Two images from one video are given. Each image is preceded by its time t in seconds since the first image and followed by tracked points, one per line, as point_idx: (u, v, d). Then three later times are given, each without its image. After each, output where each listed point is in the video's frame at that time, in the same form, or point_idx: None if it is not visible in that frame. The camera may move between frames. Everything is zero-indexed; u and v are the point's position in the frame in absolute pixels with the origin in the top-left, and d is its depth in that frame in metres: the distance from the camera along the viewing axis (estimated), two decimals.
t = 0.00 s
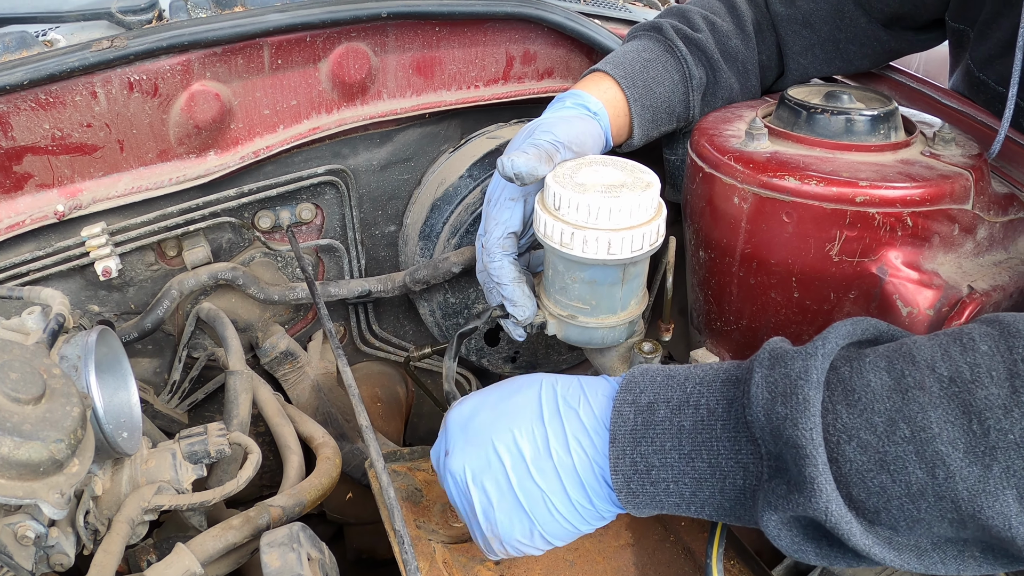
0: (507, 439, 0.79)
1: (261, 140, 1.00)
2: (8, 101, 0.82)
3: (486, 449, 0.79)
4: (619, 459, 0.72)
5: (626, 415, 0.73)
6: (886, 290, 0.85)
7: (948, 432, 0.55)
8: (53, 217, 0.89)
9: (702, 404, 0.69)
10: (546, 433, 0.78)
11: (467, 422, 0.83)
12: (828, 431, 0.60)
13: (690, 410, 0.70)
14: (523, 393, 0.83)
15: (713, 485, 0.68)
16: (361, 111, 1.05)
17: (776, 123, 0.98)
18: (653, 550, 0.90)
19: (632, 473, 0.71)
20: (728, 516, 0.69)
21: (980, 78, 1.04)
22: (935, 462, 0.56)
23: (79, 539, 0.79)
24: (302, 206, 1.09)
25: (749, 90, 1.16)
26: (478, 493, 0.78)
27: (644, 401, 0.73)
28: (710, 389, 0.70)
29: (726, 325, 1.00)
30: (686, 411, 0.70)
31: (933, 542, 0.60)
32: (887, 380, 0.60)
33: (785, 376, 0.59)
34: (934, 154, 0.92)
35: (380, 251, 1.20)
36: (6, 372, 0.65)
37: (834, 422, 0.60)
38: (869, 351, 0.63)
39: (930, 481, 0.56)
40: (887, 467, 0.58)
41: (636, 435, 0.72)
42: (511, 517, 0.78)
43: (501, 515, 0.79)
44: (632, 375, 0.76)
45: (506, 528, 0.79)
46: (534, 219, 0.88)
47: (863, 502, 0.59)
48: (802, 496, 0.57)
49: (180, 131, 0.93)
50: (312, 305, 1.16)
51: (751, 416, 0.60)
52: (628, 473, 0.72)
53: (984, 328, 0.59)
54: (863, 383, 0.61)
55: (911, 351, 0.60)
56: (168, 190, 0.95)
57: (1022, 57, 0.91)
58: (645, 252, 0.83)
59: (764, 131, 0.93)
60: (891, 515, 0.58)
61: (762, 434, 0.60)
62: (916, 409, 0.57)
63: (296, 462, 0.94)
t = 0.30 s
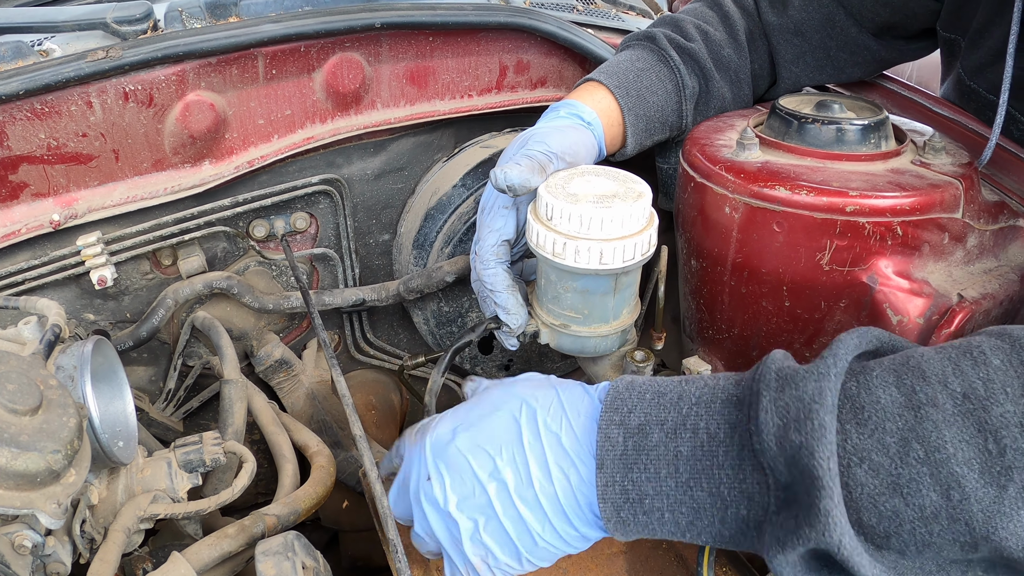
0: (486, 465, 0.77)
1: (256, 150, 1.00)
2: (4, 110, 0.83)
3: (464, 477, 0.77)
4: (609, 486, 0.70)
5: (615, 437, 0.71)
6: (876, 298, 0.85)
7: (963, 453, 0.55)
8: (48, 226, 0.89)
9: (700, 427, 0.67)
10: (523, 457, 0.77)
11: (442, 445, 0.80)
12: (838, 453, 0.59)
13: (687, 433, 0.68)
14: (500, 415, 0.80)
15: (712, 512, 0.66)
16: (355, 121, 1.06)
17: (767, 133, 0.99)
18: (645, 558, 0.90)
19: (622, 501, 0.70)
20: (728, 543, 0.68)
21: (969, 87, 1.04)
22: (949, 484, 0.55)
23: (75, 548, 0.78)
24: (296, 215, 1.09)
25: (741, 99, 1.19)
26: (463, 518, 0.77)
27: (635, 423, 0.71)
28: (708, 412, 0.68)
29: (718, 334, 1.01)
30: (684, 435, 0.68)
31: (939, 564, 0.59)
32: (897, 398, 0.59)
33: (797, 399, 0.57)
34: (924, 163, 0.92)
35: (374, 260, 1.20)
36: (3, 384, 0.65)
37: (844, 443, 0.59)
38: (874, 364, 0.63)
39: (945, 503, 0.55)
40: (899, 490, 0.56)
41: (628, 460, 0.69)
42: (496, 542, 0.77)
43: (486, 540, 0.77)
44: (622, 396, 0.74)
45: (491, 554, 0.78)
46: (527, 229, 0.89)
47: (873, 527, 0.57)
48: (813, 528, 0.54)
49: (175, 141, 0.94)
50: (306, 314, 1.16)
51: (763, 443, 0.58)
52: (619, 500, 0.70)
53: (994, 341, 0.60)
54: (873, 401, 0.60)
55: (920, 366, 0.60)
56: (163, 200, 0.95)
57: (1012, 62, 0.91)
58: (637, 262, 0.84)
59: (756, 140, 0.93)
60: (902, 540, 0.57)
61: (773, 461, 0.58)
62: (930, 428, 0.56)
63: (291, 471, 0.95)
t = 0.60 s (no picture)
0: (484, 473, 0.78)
1: (255, 156, 1.01)
2: (5, 117, 0.83)
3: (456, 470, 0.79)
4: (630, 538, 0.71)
5: (609, 496, 0.71)
6: (868, 306, 0.86)
7: (980, 511, 0.56)
8: (49, 232, 0.89)
9: (710, 493, 0.67)
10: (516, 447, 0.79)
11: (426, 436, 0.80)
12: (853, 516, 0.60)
13: (691, 499, 0.67)
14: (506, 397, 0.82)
15: (716, 560, 0.70)
16: (354, 127, 1.07)
17: (762, 140, 0.99)
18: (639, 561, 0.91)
19: (622, 545, 0.73)
20: None
21: (960, 95, 1.05)
22: (966, 542, 0.56)
23: (76, 551, 0.77)
24: (294, 221, 1.10)
25: (738, 107, 1.20)
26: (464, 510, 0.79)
27: (631, 483, 0.70)
28: (720, 476, 0.67)
29: (713, 340, 1.02)
30: (688, 500, 0.68)
31: None
32: (914, 450, 0.60)
33: (825, 492, 0.57)
34: (917, 171, 0.93)
35: (372, 265, 1.22)
36: (6, 390, 0.65)
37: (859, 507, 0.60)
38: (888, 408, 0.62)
39: (961, 559, 0.56)
40: (915, 550, 0.58)
41: (625, 519, 0.70)
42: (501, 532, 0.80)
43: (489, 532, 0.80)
44: (624, 447, 0.72)
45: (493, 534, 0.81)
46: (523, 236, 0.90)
47: None
48: None
49: (175, 147, 0.94)
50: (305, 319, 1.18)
51: (785, 534, 0.59)
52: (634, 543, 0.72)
53: (1012, 376, 0.61)
54: (890, 456, 0.60)
55: (939, 413, 0.60)
56: (163, 206, 0.96)
57: (1001, 72, 0.92)
58: (631, 269, 0.84)
59: (750, 148, 0.94)
60: None
61: (796, 540, 0.59)
62: (948, 486, 0.57)
63: (289, 475, 0.97)
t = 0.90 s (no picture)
0: (531, 403, 0.86)
1: (255, 155, 1.02)
2: (6, 114, 0.83)
3: (504, 397, 0.87)
4: (611, 433, 0.78)
5: (624, 393, 0.79)
6: (864, 307, 0.87)
7: (917, 421, 0.62)
8: (49, 229, 0.90)
9: (695, 384, 0.75)
10: (560, 394, 0.85)
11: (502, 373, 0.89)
12: (808, 411, 0.66)
13: (683, 390, 0.76)
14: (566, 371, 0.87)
15: (697, 462, 0.73)
16: (353, 127, 1.07)
17: (759, 142, 1.00)
18: (635, 560, 0.92)
19: (621, 446, 0.77)
20: (710, 494, 0.74)
21: (962, 98, 1.07)
22: (904, 446, 0.62)
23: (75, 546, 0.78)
24: (294, 220, 1.11)
25: (735, 108, 1.21)
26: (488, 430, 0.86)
27: (642, 381, 0.79)
28: (701, 372, 0.76)
29: (709, 340, 1.03)
30: (681, 390, 0.76)
31: (898, 531, 0.65)
32: (865, 372, 0.66)
33: (773, 356, 0.66)
34: (913, 173, 0.93)
35: (371, 264, 1.23)
36: (8, 386, 0.65)
37: (814, 403, 0.66)
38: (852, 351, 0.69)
39: (899, 463, 0.62)
40: (859, 447, 0.63)
41: (631, 412, 0.78)
42: (505, 463, 0.85)
43: (495, 460, 0.85)
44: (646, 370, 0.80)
45: (495, 470, 0.85)
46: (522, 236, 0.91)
47: (834, 479, 0.64)
48: (778, 462, 0.62)
49: (175, 145, 0.95)
50: (303, 317, 1.19)
51: (741, 385, 0.66)
52: (617, 445, 0.77)
53: (960, 334, 0.66)
54: (845, 373, 0.67)
55: (890, 348, 0.67)
56: (163, 204, 0.97)
57: (1004, 74, 0.93)
58: (629, 269, 0.85)
59: (747, 150, 0.95)
60: (861, 495, 0.64)
61: (751, 412, 0.66)
62: (891, 397, 0.64)
63: (287, 472, 0.96)
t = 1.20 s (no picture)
0: (529, 387, 0.86)
1: (252, 158, 1.02)
2: (4, 117, 0.84)
3: (501, 382, 0.88)
4: (605, 427, 0.78)
5: (616, 390, 0.80)
6: (860, 309, 0.87)
7: (894, 415, 0.62)
8: (48, 232, 0.90)
9: (680, 380, 0.76)
10: (556, 382, 0.85)
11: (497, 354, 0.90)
12: (788, 408, 0.67)
13: (671, 386, 0.76)
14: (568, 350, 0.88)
15: (682, 456, 0.74)
16: (351, 129, 1.08)
17: (756, 144, 1.00)
18: (632, 561, 0.92)
19: (612, 441, 0.78)
20: (695, 489, 0.75)
21: (958, 99, 1.06)
22: (881, 441, 0.62)
23: (74, 549, 0.78)
24: (292, 222, 1.11)
25: (732, 110, 1.21)
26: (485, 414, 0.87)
27: (632, 378, 0.80)
28: (688, 366, 0.77)
29: (706, 342, 1.03)
30: (666, 387, 0.76)
31: (881, 525, 0.65)
32: (846, 368, 0.67)
33: (753, 354, 0.66)
34: (910, 175, 0.92)
35: (368, 266, 1.23)
36: (7, 389, 0.66)
37: (794, 400, 0.67)
38: (836, 348, 0.70)
39: (876, 457, 0.62)
40: (837, 443, 0.64)
41: (620, 408, 0.78)
42: (498, 446, 0.86)
43: (489, 442, 0.86)
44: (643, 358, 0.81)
45: (489, 452, 0.86)
46: (519, 238, 0.91)
47: (814, 475, 0.65)
48: (756, 459, 0.63)
49: (173, 148, 0.95)
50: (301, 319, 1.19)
51: (721, 381, 0.67)
52: (610, 439, 0.78)
53: (941, 331, 0.67)
54: (826, 370, 0.68)
55: (871, 345, 0.68)
56: (161, 207, 0.97)
57: (1000, 74, 0.94)
58: (625, 272, 0.85)
59: (743, 152, 0.95)
60: (842, 490, 0.64)
61: (730, 408, 0.67)
62: (868, 393, 0.64)
63: (285, 474, 0.97)
